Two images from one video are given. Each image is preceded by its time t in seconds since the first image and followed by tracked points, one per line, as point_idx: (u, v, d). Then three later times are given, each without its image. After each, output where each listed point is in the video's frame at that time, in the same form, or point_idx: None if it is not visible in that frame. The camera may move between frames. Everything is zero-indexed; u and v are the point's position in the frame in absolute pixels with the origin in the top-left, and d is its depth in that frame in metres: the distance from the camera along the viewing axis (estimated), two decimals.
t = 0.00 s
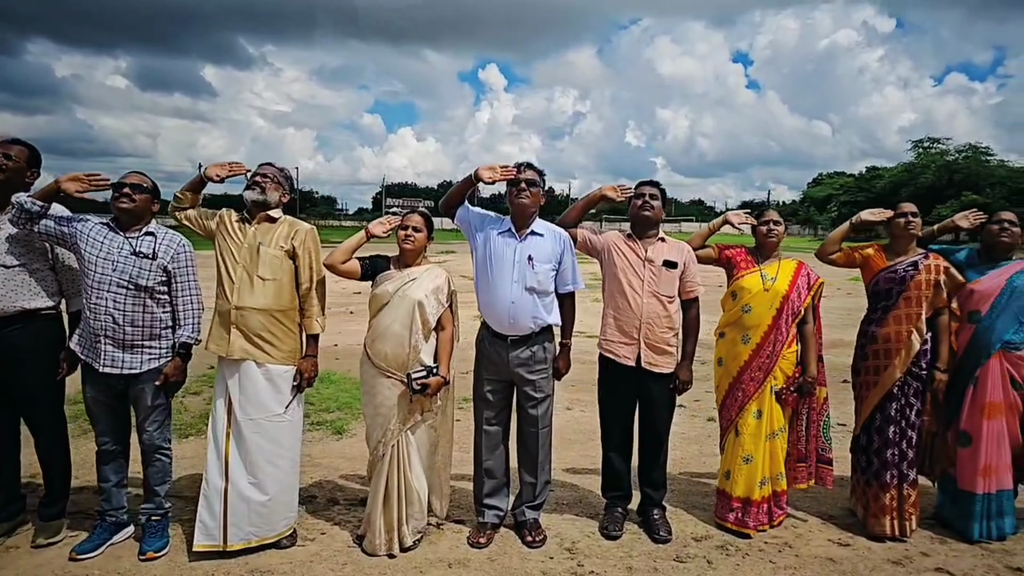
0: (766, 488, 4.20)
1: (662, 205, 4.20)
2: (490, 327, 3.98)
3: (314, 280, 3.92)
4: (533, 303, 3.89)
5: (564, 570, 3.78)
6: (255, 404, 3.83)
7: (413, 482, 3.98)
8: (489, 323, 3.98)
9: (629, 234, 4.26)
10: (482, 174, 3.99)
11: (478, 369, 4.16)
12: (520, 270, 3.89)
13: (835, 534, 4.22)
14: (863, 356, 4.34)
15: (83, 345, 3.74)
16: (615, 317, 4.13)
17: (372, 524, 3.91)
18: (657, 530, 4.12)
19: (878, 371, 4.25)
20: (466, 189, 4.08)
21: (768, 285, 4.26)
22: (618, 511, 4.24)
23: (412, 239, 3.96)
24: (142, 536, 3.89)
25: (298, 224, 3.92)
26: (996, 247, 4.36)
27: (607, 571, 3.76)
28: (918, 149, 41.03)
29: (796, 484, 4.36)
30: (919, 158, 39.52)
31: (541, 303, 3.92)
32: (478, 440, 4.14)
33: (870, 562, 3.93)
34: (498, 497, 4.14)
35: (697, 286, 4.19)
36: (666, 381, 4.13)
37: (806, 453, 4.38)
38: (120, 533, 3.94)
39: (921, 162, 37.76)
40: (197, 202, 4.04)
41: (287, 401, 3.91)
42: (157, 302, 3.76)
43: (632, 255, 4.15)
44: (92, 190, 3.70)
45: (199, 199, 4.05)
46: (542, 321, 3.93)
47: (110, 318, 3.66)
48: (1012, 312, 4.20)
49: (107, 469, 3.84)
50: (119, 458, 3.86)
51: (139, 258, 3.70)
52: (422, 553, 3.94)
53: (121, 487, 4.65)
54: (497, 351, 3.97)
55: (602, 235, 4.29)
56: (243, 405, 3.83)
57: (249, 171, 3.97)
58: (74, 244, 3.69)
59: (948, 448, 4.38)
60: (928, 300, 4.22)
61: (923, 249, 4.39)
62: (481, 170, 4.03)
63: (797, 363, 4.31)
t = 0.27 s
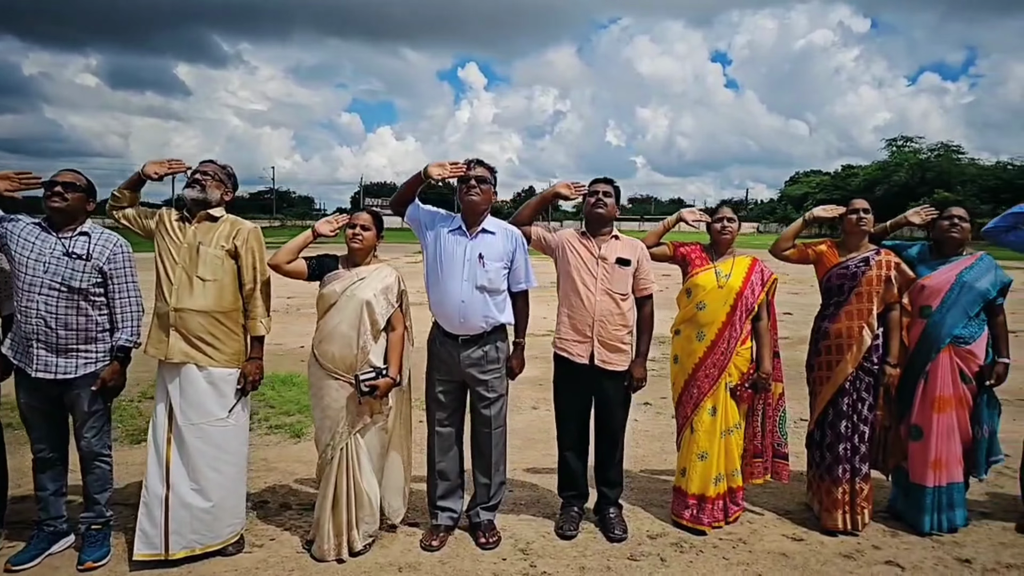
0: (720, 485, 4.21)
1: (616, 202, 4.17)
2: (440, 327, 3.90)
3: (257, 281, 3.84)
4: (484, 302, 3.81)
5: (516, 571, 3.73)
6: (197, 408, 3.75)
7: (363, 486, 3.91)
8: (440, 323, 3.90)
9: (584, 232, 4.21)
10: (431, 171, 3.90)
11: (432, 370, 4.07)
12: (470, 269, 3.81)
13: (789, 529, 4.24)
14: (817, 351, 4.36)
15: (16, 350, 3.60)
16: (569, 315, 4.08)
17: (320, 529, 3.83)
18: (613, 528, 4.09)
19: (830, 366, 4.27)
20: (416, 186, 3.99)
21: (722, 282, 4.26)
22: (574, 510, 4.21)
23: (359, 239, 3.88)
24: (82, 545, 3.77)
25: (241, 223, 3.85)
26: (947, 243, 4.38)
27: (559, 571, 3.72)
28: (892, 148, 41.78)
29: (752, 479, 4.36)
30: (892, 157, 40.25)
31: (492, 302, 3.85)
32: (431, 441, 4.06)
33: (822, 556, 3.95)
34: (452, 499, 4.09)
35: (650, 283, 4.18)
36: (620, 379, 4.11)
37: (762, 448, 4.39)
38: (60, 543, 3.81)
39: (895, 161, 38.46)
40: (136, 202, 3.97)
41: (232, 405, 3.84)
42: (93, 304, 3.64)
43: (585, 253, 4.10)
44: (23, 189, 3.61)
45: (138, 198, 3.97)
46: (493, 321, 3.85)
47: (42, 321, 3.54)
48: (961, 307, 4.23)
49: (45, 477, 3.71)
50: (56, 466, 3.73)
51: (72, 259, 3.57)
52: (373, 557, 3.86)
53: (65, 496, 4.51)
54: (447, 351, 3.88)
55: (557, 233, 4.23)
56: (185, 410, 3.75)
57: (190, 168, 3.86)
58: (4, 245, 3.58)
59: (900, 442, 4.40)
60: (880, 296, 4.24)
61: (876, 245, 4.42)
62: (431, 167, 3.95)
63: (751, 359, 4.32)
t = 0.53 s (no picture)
0: (675, 482, 4.20)
1: (567, 198, 4.14)
2: (387, 327, 3.80)
3: (195, 282, 3.72)
4: (431, 301, 3.72)
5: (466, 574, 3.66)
6: (133, 414, 3.62)
7: (309, 491, 3.80)
8: (387, 323, 3.80)
9: (536, 229, 4.16)
10: (375, 168, 3.80)
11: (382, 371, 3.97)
12: (417, 268, 3.72)
13: (744, 524, 4.23)
14: (770, 346, 4.37)
15: None
16: (521, 313, 4.02)
17: (265, 536, 3.72)
18: (567, 528, 4.04)
19: (783, 361, 4.28)
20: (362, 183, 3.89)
21: (675, 278, 4.26)
22: (528, 510, 4.16)
23: (302, 238, 3.79)
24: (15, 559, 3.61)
25: (177, 223, 3.74)
26: (898, 237, 4.39)
27: (510, 573, 3.66)
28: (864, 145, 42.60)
29: (709, 475, 4.35)
30: (864, 154, 41.03)
31: (440, 301, 3.76)
32: (380, 444, 3.97)
33: (775, 551, 3.95)
34: (403, 502, 4.01)
35: (603, 280, 4.14)
36: (573, 377, 4.07)
37: (718, 444, 4.37)
38: None
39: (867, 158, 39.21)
40: (66, 202, 3.81)
41: (171, 411, 3.71)
42: (20, 308, 3.49)
43: (537, 250, 4.04)
44: None
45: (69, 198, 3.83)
46: (441, 320, 3.76)
47: None
48: (911, 301, 4.23)
49: None
50: None
51: None
52: (320, 564, 3.76)
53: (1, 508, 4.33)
54: (395, 352, 3.79)
55: (508, 230, 4.17)
56: (120, 416, 3.61)
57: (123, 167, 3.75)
58: None
59: (854, 436, 4.41)
60: (831, 290, 4.25)
61: (828, 240, 4.42)
62: (376, 164, 3.86)
63: (705, 355, 4.32)
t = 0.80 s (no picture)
0: (634, 483, 4.14)
1: (523, 197, 4.06)
2: (336, 329, 3.71)
3: (134, 283, 3.58)
4: (380, 302, 3.63)
5: None
6: (69, 420, 3.48)
7: (255, 498, 3.70)
8: (336, 324, 3.71)
9: (492, 228, 4.09)
10: (323, 166, 3.72)
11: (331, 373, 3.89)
12: (366, 267, 3.64)
13: (704, 526, 4.19)
14: (729, 345, 4.34)
15: None
16: (475, 313, 3.94)
17: (207, 545, 3.62)
18: (523, 532, 3.98)
19: (741, 360, 4.26)
20: (311, 182, 3.79)
21: (633, 278, 4.23)
22: (485, 515, 4.08)
23: (247, 237, 3.68)
24: None
25: (115, 221, 3.61)
26: (855, 236, 4.38)
27: None
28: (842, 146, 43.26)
29: (670, 476, 4.26)
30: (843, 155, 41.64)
31: (390, 302, 3.67)
32: (330, 449, 3.87)
33: (732, 553, 3.90)
34: (355, 508, 3.92)
35: (559, 279, 4.09)
36: (529, 378, 4.00)
37: (680, 445, 4.29)
38: None
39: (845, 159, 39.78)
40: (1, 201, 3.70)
41: (110, 416, 3.58)
42: None
43: (492, 250, 3.97)
44: None
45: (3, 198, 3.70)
46: (390, 321, 3.67)
47: None
48: (868, 300, 4.21)
49: None
50: None
51: None
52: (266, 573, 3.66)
53: None
54: (343, 354, 3.71)
55: (464, 229, 4.10)
56: (55, 422, 3.48)
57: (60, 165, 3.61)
58: None
59: (813, 435, 4.39)
60: (789, 289, 4.24)
61: (786, 239, 4.42)
62: (324, 161, 3.77)
63: (664, 355, 4.28)
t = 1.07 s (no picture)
0: (599, 486, 4.09)
1: (485, 196, 3.99)
2: (293, 332, 3.65)
3: (84, 285, 3.49)
4: (337, 304, 3.56)
5: None
6: (16, 428, 3.39)
7: (211, 506, 3.63)
8: (292, 327, 3.64)
9: (454, 228, 4.03)
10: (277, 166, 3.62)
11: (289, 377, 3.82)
12: (322, 269, 3.56)
13: (671, 528, 4.14)
14: (697, 346, 4.30)
15: None
16: (436, 315, 3.88)
17: (161, 553, 3.56)
18: (486, 537, 3.92)
19: (709, 361, 4.21)
20: (265, 182, 3.71)
21: (598, 278, 4.19)
22: (448, 520, 4.01)
23: (201, 239, 3.61)
24: None
25: (64, 224, 3.53)
26: (824, 234, 4.32)
27: None
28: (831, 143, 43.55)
29: (637, 480, 4.21)
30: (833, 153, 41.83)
31: (347, 304, 3.60)
32: (289, 454, 3.80)
33: (699, 556, 3.85)
34: (315, 514, 3.86)
35: (523, 280, 4.02)
36: (492, 381, 3.93)
37: (649, 447, 4.24)
38: None
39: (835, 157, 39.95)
40: None
41: (60, 423, 3.49)
42: None
43: (454, 251, 3.91)
44: None
45: None
46: (347, 324, 3.60)
47: None
48: (837, 298, 4.17)
49: None
50: None
51: None
52: None
53: None
54: (300, 357, 3.64)
55: (425, 229, 4.04)
56: (2, 430, 3.38)
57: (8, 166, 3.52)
58: None
59: (782, 436, 4.35)
60: (757, 289, 4.20)
61: (754, 237, 4.37)
62: (279, 161, 3.69)
63: (630, 356, 4.23)
